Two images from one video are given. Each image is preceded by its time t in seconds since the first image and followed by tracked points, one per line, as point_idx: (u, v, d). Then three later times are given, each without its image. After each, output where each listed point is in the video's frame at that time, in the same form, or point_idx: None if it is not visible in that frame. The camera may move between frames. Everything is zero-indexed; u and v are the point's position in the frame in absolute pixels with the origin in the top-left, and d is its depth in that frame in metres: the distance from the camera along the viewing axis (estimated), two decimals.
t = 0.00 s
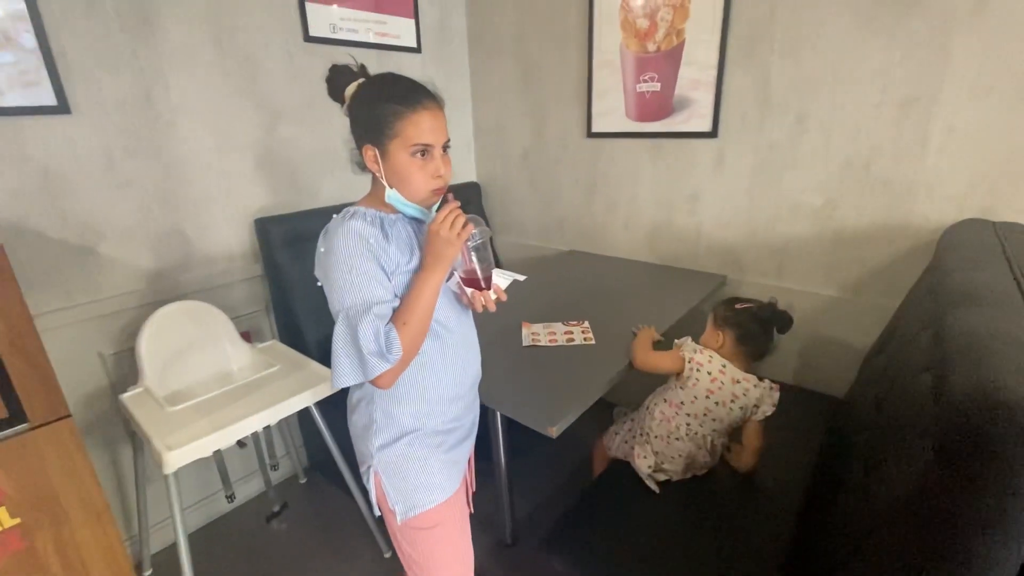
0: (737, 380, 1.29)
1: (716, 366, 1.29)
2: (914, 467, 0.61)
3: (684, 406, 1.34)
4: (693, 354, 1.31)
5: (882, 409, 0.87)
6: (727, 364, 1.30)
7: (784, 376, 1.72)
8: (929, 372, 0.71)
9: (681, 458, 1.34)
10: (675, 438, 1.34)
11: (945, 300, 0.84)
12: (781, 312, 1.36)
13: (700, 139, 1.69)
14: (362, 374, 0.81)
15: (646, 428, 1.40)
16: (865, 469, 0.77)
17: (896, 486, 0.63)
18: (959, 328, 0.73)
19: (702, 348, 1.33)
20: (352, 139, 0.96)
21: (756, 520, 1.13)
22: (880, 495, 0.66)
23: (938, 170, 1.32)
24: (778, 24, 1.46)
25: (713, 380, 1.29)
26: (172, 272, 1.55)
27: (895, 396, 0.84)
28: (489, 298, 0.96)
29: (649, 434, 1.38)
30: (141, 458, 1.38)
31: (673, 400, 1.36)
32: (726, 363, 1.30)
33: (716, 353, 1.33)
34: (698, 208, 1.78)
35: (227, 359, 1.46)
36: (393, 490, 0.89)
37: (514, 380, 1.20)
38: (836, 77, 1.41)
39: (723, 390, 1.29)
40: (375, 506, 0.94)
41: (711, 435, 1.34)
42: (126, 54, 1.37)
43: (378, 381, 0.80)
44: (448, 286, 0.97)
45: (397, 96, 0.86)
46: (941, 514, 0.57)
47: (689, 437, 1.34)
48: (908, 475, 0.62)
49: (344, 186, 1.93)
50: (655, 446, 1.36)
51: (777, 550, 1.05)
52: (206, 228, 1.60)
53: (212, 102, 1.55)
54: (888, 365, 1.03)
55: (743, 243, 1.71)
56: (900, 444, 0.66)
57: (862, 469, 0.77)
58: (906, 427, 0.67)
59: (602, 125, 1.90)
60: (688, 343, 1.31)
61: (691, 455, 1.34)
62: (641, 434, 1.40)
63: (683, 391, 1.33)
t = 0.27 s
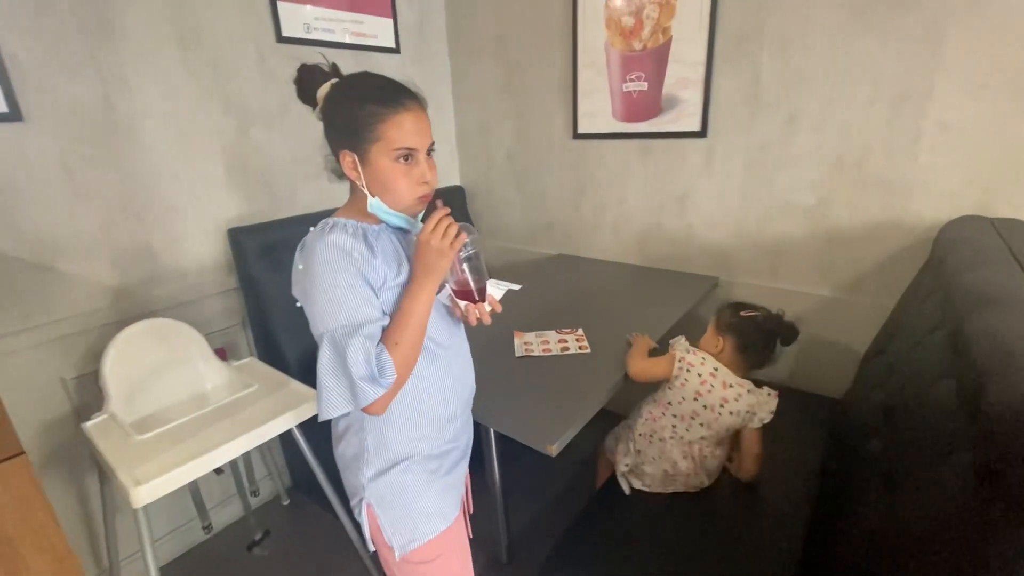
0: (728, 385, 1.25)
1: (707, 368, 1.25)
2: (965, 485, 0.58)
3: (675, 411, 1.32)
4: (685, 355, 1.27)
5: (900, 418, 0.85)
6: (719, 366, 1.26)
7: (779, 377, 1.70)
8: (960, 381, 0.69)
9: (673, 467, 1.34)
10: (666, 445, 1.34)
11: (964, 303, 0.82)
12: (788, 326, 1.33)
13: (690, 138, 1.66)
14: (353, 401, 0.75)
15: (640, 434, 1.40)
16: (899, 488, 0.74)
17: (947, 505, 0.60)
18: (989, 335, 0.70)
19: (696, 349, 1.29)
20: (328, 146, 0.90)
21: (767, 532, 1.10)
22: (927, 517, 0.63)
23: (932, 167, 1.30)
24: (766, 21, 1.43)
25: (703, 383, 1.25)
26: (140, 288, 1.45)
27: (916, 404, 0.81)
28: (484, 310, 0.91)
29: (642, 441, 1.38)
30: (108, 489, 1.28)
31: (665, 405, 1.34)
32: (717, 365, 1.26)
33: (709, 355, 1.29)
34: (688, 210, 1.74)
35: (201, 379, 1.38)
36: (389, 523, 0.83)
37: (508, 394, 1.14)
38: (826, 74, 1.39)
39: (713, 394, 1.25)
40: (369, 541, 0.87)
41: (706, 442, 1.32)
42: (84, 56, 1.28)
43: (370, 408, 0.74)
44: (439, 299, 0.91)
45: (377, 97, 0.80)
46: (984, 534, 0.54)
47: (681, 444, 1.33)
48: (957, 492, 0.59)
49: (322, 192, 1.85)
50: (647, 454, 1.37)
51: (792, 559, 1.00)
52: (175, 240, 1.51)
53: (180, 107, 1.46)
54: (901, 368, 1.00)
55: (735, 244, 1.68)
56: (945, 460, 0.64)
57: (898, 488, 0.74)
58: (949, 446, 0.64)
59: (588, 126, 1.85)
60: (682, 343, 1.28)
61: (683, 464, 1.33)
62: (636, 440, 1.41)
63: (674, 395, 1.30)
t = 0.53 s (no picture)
0: (706, 396, 1.23)
1: (685, 377, 1.23)
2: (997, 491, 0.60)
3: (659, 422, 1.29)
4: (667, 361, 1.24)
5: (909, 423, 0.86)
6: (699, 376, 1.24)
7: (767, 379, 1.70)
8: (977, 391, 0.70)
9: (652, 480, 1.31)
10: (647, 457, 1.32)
11: (966, 314, 0.85)
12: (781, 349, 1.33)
13: (674, 141, 1.64)
14: (346, 432, 0.69)
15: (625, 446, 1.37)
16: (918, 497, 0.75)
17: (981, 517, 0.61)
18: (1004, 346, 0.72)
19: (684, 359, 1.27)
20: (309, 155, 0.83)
21: (773, 544, 1.10)
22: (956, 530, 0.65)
23: (914, 167, 1.32)
24: (749, 23, 1.43)
25: (681, 391, 1.23)
26: (98, 308, 1.34)
27: (926, 408, 0.83)
28: (481, 327, 0.89)
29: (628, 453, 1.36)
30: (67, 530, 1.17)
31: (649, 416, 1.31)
32: (700, 376, 1.24)
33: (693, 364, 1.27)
34: (673, 212, 1.73)
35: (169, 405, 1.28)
36: (386, 558, 0.78)
37: (503, 411, 1.10)
38: (809, 76, 1.39)
39: (692, 404, 1.23)
40: None
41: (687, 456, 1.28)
42: (28, 57, 1.17)
43: (365, 439, 0.69)
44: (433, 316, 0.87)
45: (363, 103, 0.74)
46: None
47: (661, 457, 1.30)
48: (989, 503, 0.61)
49: (295, 201, 1.76)
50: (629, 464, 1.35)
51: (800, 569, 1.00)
52: (136, 255, 1.40)
53: (139, 113, 1.36)
54: (895, 371, 1.01)
55: (720, 246, 1.67)
56: (971, 471, 0.65)
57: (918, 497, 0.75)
58: (973, 459, 0.65)
59: (571, 129, 1.82)
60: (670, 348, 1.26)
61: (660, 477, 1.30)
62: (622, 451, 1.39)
63: (655, 405, 1.27)
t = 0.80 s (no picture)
0: (714, 395, 1.23)
1: (692, 378, 1.22)
2: None
3: (673, 428, 1.26)
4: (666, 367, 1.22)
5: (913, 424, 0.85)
6: (704, 378, 1.23)
7: (757, 379, 1.70)
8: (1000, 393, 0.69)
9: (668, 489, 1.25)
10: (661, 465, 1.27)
11: (970, 319, 0.86)
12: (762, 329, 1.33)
13: (663, 141, 1.63)
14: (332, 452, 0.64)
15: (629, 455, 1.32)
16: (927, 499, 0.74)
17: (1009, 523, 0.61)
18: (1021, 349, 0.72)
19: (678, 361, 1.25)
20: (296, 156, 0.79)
21: (771, 550, 1.10)
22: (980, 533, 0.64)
23: (901, 167, 1.33)
24: (737, 23, 1.42)
25: (689, 395, 1.22)
26: (64, 319, 1.26)
27: (934, 409, 0.82)
28: (480, 337, 0.85)
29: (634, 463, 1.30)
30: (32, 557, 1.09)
31: (659, 423, 1.28)
32: (702, 377, 1.24)
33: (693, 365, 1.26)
34: (662, 213, 1.72)
35: (144, 420, 1.21)
36: None
37: (499, 421, 1.06)
38: (797, 77, 1.39)
39: (704, 405, 1.22)
40: None
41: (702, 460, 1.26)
42: None
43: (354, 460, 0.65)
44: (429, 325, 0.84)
45: (352, 99, 0.70)
46: None
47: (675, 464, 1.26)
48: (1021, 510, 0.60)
49: (274, 204, 1.69)
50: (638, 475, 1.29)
51: None
52: (105, 262, 1.32)
53: (107, 112, 1.28)
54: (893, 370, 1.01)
55: (710, 247, 1.67)
56: (997, 475, 0.65)
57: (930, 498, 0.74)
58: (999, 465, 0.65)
59: (558, 129, 1.80)
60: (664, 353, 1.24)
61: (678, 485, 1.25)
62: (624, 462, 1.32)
63: (666, 409, 1.25)
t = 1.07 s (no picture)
0: (729, 384, 1.25)
1: (708, 371, 1.25)
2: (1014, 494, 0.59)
3: (693, 421, 1.26)
4: (682, 367, 1.26)
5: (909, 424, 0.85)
6: (718, 369, 1.26)
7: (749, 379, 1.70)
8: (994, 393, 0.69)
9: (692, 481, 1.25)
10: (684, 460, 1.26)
11: (963, 316, 0.86)
12: (758, 307, 1.35)
13: (655, 141, 1.63)
14: (319, 460, 0.62)
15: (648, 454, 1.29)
16: (921, 499, 0.74)
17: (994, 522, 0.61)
18: (1015, 346, 0.71)
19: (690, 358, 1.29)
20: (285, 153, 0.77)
21: (766, 550, 1.10)
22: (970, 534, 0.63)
23: (892, 168, 1.34)
24: (730, 22, 1.42)
25: (705, 387, 1.24)
26: (42, 322, 1.22)
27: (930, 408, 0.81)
28: (475, 342, 0.83)
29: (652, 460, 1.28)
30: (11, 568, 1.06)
31: (677, 417, 1.28)
32: (716, 369, 1.27)
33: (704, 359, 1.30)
34: (655, 213, 1.71)
35: (127, 425, 1.17)
36: None
37: (493, 424, 1.05)
38: (789, 77, 1.39)
39: (722, 395, 1.25)
40: None
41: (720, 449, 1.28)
42: None
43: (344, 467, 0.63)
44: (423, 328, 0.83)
45: (343, 94, 0.68)
46: None
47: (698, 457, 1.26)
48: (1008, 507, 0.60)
49: (262, 203, 1.66)
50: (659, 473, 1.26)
51: None
52: (86, 263, 1.28)
53: (87, 108, 1.24)
54: (886, 369, 1.01)
55: (702, 247, 1.67)
56: (994, 477, 0.64)
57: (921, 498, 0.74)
58: (990, 464, 0.64)
59: (550, 129, 1.79)
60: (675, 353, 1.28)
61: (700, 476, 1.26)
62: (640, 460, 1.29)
63: (680, 401, 1.26)
